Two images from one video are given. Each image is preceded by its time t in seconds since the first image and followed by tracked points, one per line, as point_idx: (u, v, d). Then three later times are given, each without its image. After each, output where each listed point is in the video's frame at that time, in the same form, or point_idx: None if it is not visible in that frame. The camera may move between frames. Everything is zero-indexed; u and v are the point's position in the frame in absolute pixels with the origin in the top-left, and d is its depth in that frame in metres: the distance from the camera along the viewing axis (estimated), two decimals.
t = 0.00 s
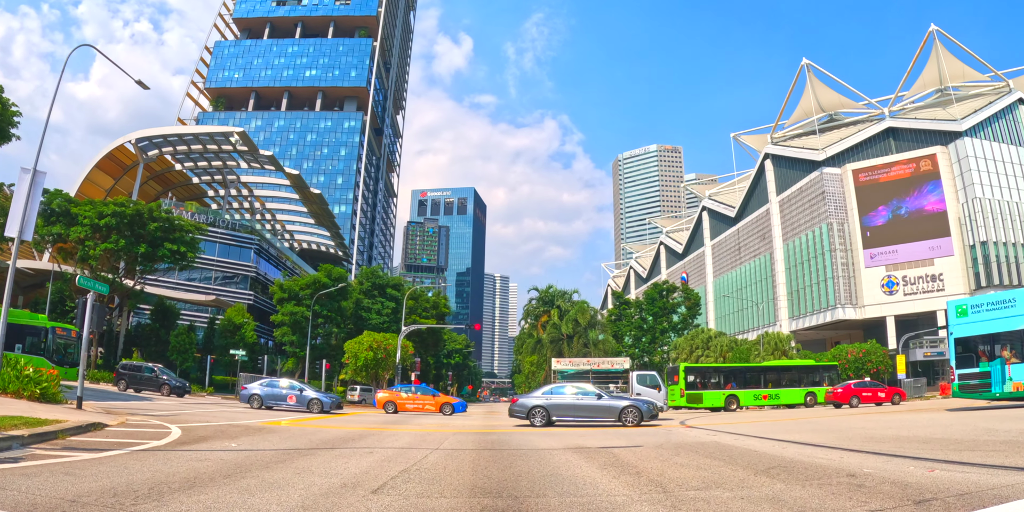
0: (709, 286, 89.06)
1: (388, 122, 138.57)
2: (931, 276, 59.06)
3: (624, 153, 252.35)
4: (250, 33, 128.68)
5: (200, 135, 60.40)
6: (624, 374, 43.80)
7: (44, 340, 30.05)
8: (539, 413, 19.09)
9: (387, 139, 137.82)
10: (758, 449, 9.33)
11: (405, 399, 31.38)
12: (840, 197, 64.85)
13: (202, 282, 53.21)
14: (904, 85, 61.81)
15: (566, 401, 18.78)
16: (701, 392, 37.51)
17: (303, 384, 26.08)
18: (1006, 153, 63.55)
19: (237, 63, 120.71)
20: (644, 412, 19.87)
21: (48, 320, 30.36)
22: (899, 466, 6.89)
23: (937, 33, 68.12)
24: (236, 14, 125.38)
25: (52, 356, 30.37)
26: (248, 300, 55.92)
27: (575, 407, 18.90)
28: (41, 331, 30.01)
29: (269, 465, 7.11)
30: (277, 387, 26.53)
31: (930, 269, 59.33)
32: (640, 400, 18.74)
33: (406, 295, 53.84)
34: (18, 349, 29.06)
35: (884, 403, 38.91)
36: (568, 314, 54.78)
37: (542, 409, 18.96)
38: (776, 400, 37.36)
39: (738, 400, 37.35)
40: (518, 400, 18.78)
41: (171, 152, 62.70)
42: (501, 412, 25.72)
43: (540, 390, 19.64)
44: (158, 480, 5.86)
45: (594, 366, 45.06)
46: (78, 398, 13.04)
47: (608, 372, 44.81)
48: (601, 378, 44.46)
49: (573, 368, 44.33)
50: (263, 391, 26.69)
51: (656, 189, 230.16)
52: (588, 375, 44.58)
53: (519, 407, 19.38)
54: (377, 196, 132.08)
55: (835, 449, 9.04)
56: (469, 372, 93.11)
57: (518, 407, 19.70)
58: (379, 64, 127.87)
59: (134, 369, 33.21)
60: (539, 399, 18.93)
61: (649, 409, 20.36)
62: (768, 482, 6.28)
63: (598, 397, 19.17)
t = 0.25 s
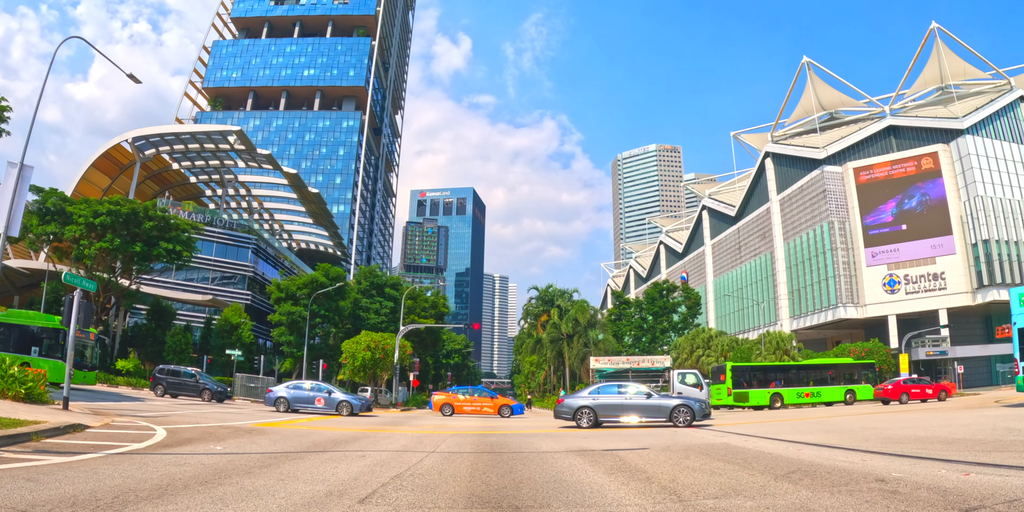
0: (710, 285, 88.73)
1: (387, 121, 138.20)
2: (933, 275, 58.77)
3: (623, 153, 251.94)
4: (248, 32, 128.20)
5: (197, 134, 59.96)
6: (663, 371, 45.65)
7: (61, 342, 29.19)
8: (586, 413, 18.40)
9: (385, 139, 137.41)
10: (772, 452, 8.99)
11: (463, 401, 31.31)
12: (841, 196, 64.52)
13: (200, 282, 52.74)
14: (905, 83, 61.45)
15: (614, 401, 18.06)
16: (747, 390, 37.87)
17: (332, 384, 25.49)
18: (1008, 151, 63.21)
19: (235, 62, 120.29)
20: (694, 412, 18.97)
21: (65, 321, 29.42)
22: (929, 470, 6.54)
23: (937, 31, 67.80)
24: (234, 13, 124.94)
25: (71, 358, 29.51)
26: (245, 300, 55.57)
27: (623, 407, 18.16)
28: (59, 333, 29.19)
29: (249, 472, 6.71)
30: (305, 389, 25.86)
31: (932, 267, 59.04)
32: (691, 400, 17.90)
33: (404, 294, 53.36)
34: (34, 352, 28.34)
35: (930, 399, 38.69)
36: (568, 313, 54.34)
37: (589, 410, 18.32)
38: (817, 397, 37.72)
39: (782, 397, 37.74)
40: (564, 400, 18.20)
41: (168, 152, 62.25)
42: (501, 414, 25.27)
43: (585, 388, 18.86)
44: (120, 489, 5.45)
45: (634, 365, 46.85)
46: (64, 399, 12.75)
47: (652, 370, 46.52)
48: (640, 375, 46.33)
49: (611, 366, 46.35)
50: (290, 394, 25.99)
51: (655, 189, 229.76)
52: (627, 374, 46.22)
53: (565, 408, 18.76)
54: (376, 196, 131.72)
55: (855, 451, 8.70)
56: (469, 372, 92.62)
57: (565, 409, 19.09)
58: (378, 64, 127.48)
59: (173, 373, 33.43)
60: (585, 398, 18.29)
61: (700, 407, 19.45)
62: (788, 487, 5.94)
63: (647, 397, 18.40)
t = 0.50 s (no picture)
0: (710, 284, 88.57)
1: (387, 120, 137.83)
2: (935, 274, 58.47)
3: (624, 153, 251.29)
4: (248, 31, 127.81)
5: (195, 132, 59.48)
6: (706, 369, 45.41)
7: (83, 347, 30.19)
8: (636, 413, 17.94)
9: (385, 138, 137.20)
10: (785, 454, 8.72)
11: (524, 402, 30.83)
12: (843, 194, 64.19)
13: (197, 282, 52.49)
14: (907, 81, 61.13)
15: (665, 401, 17.51)
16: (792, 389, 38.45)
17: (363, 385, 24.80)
18: (1010, 149, 62.87)
19: (235, 61, 120.02)
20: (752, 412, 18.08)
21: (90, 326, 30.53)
22: (957, 473, 6.31)
23: (940, 29, 67.39)
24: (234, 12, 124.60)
25: (92, 361, 30.86)
26: (244, 300, 55.49)
27: (674, 406, 17.57)
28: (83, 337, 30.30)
29: (232, 477, 6.44)
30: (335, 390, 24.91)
31: (934, 266, 58.73)
32: (746, 399, 17.04)
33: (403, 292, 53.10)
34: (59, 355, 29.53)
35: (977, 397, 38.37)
36: (569, 312, 53.98)
37: (639, 409, 17.87)
38: (858, 397, 38.58)
39: (825, 396, 38.47)
40: (614, 400, 17.83)
41: (166, 150, 61.90)
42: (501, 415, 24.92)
43: (635, 388, 18.35)
44: (88, 496, 5.21)
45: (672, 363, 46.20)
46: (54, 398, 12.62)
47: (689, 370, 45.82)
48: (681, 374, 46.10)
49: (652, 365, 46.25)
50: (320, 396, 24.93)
51: (655, 189, 229.34)
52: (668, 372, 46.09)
53: (615, 408, 18.36)
54: (376, 195, 131.43)
55: (872, 452, 8.44)
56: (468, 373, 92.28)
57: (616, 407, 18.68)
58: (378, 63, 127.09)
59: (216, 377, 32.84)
60: (634, 397, 17.82)
61: (758, 407, 18.58)
62: (809, 492, 5.70)
63: (700, 396, 17.70)
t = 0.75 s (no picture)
0: (710, 284, 88.45)
1: (387, 119, 137.55)
2: (937, 273, 58.28)
3: (624, 153, 250.98)
4: (248, 30, 127.55)
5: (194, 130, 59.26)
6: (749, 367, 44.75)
7: (108, 346, 29.66)
8: (688, 413, 17.40)
9: (386, 137, 137.03)
10: (795, 455, 8.55)
11: (587, 402, 31.12)
12: (845, 193, 63.98)
13: (196, 280, 52.35)
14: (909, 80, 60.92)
15: (719, 398, 17.00)
16: (835, 387, 39.01)
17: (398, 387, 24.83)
18: (1013, 149, 62.69)
19: (235, 60, 119.80)
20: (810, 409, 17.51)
21: (114, 326, 30.02)
22: (980, 476, 6.17)
23: (942, 28, 67.17)
24: (234, 11, 124.37)
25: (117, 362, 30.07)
26: (243, 299, 55.44)
27: (728, 405, 17.08)
28: (107, 337, 29.69)
29: (222, 480, 6.27)
30: (368, 391, 24.94)
31: (936, 266, 58.54)
32: (804, 396, 16.49)
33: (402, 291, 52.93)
34: (80, 357, 29.14)
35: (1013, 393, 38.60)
36: (570, 311, 53.78)
37: (691, 409, 17.31)
38: (895, 394, 39.13)
39: (865, 394, 39.13)
40: (664, 399, 17.34)
41: (165, 148, 61.72)
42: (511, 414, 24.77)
43: (686, 386, 17.84)
44: (64, 500, 5.10)
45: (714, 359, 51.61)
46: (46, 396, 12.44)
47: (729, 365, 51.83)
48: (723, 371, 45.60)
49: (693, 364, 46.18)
50: (353, 397, 25.05)
51: (656, 188, 228.99)
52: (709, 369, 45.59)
53: (665, 406, 17.79)
54: (376, 194, 131.25)
55: (884, 454, 8.28)
56: (468, 372, 92.02)
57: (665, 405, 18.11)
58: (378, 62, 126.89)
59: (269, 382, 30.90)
60: (687, 396, 17.28)
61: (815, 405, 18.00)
62: (828, 497, 5.54)
63: (755, 393, 17.16)
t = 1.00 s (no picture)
0: (710, 283, 88.36)
1: (387, 118, 137.36)
2: (938, 272, 58.12)
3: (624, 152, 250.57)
4: (247, 29, 127.29)
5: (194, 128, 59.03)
6: (793, 365, 39.73)
7: (136, 348, 28.89)
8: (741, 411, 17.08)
9: (386, 135, 136.91)
10: (802, 455, 8.39)
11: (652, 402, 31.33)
12: (846, 192, 63.82)
13: (195, 279, 52.19)
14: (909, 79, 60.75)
15: (772, 396, 16.74)
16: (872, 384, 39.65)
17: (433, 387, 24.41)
18: (1014, 147, 62.51)
19: (234, 58, 119.59)
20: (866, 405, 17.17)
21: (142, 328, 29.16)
22: (997, 477, 6.03)
23: (943, 27, 66.93)
24: (234, 9, 124.12)
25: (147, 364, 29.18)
26: (242, 298, 55.26)
27: (783, 402, 16.79)
28: (133, 338, 28.99)
29: (213, 482, 6.13)
30: (402, 391, 24.34)
31: (937, 265, 58.39)
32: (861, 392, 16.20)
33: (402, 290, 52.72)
34: (106, 358, 28.51)
35: None
36: (570, 310, 53.62)
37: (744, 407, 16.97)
38: (928, 392, 39.92)
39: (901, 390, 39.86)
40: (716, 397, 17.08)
41: (165, 147, 61.54)
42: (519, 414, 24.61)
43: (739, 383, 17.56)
44: (46, 503, 4.99)
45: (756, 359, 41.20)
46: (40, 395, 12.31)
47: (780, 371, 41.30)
48: (767, 370, 40.59)
49: (734, 361, 41.45)
50: (386, 397, 24.31)
51: (656, 187, 228.60)
52: (750, 367, 41.31)
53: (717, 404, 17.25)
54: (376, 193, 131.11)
55: (893, 454, 8.14)
56: (467, 372, 91.80)
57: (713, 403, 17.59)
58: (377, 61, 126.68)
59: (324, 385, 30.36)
60: (741, 394, 16.85)
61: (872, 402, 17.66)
62: (840, 499, 5.41)
63: (809, 391, 16.93)
